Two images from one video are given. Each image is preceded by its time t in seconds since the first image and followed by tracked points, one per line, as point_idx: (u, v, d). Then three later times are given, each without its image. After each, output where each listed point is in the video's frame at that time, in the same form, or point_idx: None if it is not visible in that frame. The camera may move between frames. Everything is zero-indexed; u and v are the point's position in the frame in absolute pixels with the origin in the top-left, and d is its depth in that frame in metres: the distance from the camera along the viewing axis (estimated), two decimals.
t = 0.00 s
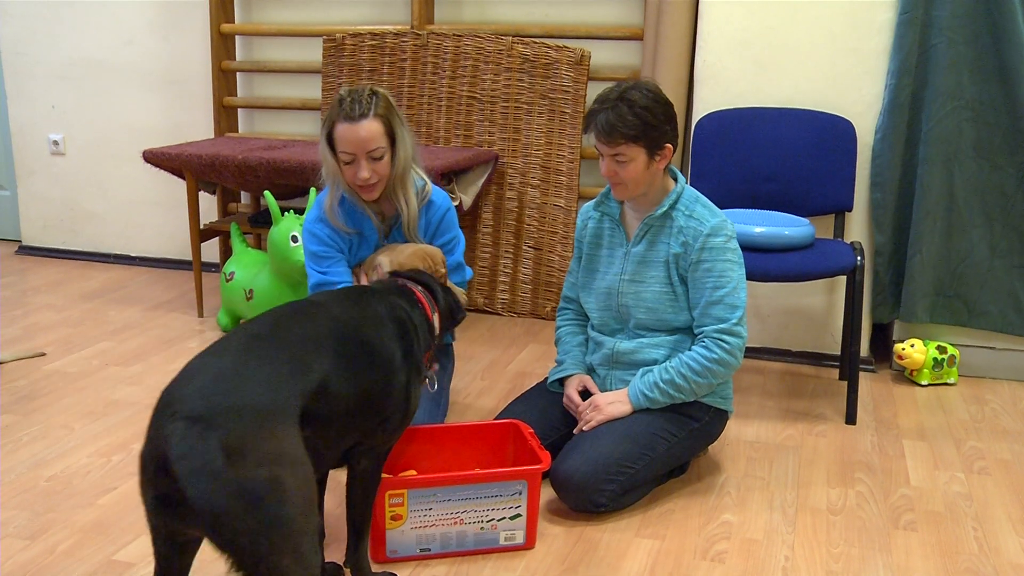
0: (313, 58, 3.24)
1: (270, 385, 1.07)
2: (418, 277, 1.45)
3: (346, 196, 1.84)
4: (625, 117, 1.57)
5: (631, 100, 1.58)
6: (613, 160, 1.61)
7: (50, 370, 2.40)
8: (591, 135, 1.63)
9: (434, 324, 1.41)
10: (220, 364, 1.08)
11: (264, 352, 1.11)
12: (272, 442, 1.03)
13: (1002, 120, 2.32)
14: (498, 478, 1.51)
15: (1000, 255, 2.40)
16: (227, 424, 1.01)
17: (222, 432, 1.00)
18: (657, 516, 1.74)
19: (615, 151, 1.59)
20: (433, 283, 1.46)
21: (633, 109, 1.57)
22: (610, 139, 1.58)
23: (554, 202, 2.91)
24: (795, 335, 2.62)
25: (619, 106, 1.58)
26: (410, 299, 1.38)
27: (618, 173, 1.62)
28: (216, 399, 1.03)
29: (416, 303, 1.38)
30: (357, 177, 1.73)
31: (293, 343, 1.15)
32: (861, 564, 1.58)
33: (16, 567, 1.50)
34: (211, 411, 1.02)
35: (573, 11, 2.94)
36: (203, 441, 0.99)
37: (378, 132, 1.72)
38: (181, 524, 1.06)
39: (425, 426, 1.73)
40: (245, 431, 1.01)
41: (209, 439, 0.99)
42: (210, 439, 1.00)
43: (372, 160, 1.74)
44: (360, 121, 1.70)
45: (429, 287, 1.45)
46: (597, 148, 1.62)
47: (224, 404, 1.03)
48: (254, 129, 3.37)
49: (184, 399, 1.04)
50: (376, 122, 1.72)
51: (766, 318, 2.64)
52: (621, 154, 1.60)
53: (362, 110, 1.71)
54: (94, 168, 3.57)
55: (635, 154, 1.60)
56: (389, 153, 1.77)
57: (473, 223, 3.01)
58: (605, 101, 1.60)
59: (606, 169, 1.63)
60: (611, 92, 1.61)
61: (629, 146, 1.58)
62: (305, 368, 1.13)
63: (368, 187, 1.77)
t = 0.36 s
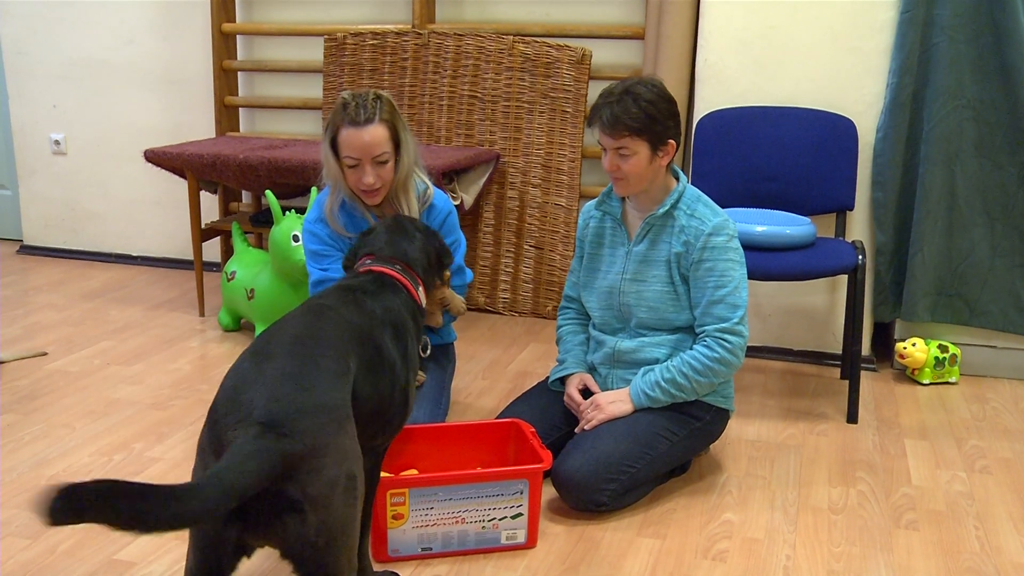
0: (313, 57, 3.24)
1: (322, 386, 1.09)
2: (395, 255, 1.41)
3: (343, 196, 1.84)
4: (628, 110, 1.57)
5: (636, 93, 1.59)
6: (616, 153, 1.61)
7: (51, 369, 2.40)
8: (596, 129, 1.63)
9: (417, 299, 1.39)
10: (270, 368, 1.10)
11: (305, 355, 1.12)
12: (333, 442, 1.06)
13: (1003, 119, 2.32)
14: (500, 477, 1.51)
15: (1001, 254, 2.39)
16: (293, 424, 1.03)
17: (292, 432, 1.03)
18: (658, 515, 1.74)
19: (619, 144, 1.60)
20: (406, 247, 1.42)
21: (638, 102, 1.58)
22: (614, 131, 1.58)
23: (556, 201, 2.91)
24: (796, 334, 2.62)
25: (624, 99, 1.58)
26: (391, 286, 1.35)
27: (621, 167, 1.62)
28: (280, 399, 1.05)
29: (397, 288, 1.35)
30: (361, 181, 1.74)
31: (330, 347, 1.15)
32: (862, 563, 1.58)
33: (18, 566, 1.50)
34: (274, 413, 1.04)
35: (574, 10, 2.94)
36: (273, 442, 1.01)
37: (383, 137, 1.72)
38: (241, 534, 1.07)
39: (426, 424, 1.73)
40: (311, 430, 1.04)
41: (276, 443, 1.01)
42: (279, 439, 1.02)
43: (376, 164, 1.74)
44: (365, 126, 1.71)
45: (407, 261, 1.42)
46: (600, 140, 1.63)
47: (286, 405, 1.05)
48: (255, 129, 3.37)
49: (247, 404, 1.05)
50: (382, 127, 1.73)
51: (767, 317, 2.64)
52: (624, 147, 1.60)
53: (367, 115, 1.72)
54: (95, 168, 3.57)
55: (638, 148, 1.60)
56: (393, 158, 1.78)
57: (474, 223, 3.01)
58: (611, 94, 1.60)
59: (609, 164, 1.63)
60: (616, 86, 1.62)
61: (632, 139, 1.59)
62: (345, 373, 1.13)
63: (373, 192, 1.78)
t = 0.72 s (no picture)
0: (313, 56, 3.24)
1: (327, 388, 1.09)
2: (386, 252, 1.41)
3: (350, 191, 1.83)
4: (631, 106, 1.58)
5: (640, 90, 1.59)
6: (616, 148, 1.62)
7: (52, 368, 2.41)
8: (599, 122, 1.64)
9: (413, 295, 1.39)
10: (273, 368, 1.10)
11: (309, 356, 1.12)
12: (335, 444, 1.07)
13: (1003, 117, 2.32)
14: (500, 475, 1.51)
15: (1002, 252, 2.39)
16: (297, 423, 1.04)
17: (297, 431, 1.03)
18: (659, 513, 1.74)
19: (620, 138, 1.60)
20: (394, 241, 1.43)
21: (643, 98, 1.58)
22: (615, 126, 1.59)
23: (556, 200, 2.91)
24: (796, 332, 2.62)
25: (628, 95, 1.59)
26: (387, 286, 1.34)
27: (621, 162, 1.62)
28: (283, 399, 1.06)
29: (392, 287, 1.35)
30: (376, 171, 1.74)
31: (332, 349, 1.15)
32: (863, 561, 1.57)
33: (18, 565, 1.50)
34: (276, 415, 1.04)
35: (574, 9, 2.94)
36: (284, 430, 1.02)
37: (399, 128, 1.74)
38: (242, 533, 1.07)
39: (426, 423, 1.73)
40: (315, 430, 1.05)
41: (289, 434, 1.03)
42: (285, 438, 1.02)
43: (391, 156, 1.75)
44: (385, 116, 1.72)
45: (398, 258, 1.42)
46: (602, 134, 1.63)
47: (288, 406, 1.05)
48: (255, 128, 3.37)
49: (249, 404, 1.05)
50: (399, 120, 1.74)
51: (767, 316, 2.64)
52: (624, 143, 1.60)
53: (387, 107, 1.73)
54: (95, 167, 3.57)
55: (639, 145, 1.60)
56: (407, 152, 1.79)
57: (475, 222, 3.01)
58: (616, 90, 1.61)
59: (610, 158, 1.63)
60: (622, 83, 1.62)
61: (632, 135, 1.59)
62: (346, 377, 1.14)
63: (385, 183, 1.78)
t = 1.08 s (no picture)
0: (314, 55, 3.23)
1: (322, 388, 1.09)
2: (389, 256, 1.41)
3: (366, 186, 1.82)
4: (632, 110, 1.58)
5: (641, 93, 1.59)
6: (619, 151, 1.63)
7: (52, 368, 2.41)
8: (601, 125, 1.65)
9: (413, 302, 1.39)
10: (272, 370, 1.10)
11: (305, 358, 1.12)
12: (335, 445, 1.07)
13: (1004, 118, 2.32)
14: (500, 476, 1.51)
15: (1002, 253, 2.39)
16: (296, 423, 1.03)
17: (298, 432, 1.03)
18: (659, 513, 1.74)
19: (620, 142, 1.61)
20: (403, 249, 1.42)
21: (643, 102, 1.59)
22: (615, 129, 1.60)
23: (556, 200, 2.90)
24: (796, 333, 2.62)
25: (629, 99, 1.59)
26: (386, 291, 1.34)
27: (624, 164, 1.64)
28: (281, 399, 1.05)
29: (392, 293, 1.34)
30: (402, 164, 1.75)
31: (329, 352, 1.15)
32: (863, 562, 1.57)
33: (18, 565, 1.50)
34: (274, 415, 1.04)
35: (574, 9, 2.94)
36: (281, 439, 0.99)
37: (424, 122, 1.75)
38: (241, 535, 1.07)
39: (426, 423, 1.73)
40: (315, 430, 1.04)
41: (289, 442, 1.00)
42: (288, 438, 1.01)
43: (415, 150, 1.76)
44: (412, 109, 1.73)
45: (401, 263, 1.42)
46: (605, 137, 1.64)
47: (288, 406, 1.05)
48: (255, 127, 3.37)
49: (247, 405, 1.05)
50: (425, 114, 1.76)
51: (768, 317, 2.64)
52: (626, 146, 1.61)
53: (413, 100, 1.74)
54: (95, 166, 3.57)
55: (640, 147, 1.61)
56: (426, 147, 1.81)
57: (475, 222, 3.01)
58: (618, 93, 1.61)
59: (614, 160, 1.65)
60: (624, 85, 1.62)
61: (633, 138, 1.59)
62: (345, 379, 1.14)
63: (408, 176, 1.79)
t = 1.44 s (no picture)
0: (313, 58, 3.24)
1: (320, 391, 1.10)
2: (391, 257, 1.41)
3: (363, 186, 1.81)
4: (639, 110, 1.58)
5: (648, 94, 1.59)
6: (626, 152, 1.62)
7: (51, 370, 2.40)
8: (607, 129, 1.64)
9: (416, 304, 1.38)
10: (267, 372, 1.10)
11: (302, 360, 1.12)
12: (332, 445, 1.06)
13: (1002, 121, 2.32)
14: (499, 479, 1.51)
15: (1001, 255, 2.39)
16: (291, 427, 1.04)
17: (293, 437, 1.03)
18: (658, 516, 1.74)
19: (630, 144, 1.60)
20: (405, 249, 1.42)
21: (650, 102, 1.59)
22: (624, 129, 1.59)
23: (555, 203, 2.91)
24: (796, 336, 2.62)
25: (635, 99, 1.59)
26: (387, 292, 1.34)
27: (631, 166, 1.62)
28: (278, 402, 1.06)
29: (393, 295, 1.34)
30: (401, 162, 1.75)
31: (325, 354, 1.15)
32: (862, 564, 1.58)
33: (17, 567, 1.50)
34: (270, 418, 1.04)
35: (573, 11, 2.94)
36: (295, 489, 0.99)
37: (422, 120, 1.76)
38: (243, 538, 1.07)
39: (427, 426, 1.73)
40: (311, 433, 1.05)
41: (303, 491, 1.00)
42: (282, 445, 1.02)
43: (414, 148, 1.77)
44: (410, 108, 1.74)
45: (402, 263, 1.41)
46: (611, 139, 1.63)
47: (283, 410, 1.05)
48: (255, 130, 3.37)
49: (244, 408, 1.05)
50: (422, 112, 1.77)
51: (766, 319, 2.64)
52: (634, 147, 1.60)
53: (411, 99, 1.75)
54: (95, 168, 3.57)
55: (648, 148, 1.60)
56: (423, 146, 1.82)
57: (475, 224, 3.01)
58: (623, 94, 1.61)
59: (620, 162, 1.63)
60: (629, 86, 1.62)
61: (642, 139, 1.59)
62: (342, 379, 1.14)
63: (407, 174, 1.79)
